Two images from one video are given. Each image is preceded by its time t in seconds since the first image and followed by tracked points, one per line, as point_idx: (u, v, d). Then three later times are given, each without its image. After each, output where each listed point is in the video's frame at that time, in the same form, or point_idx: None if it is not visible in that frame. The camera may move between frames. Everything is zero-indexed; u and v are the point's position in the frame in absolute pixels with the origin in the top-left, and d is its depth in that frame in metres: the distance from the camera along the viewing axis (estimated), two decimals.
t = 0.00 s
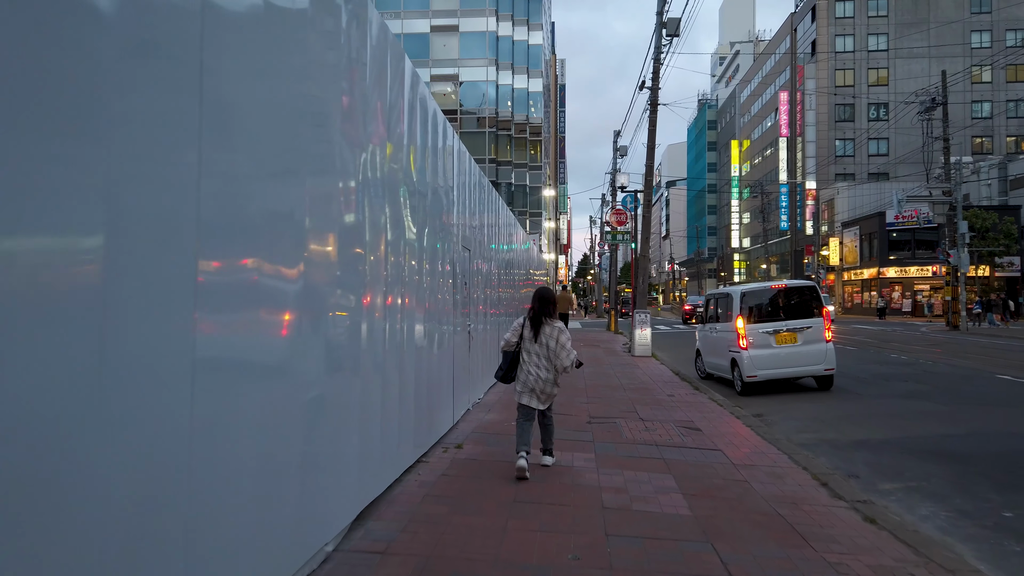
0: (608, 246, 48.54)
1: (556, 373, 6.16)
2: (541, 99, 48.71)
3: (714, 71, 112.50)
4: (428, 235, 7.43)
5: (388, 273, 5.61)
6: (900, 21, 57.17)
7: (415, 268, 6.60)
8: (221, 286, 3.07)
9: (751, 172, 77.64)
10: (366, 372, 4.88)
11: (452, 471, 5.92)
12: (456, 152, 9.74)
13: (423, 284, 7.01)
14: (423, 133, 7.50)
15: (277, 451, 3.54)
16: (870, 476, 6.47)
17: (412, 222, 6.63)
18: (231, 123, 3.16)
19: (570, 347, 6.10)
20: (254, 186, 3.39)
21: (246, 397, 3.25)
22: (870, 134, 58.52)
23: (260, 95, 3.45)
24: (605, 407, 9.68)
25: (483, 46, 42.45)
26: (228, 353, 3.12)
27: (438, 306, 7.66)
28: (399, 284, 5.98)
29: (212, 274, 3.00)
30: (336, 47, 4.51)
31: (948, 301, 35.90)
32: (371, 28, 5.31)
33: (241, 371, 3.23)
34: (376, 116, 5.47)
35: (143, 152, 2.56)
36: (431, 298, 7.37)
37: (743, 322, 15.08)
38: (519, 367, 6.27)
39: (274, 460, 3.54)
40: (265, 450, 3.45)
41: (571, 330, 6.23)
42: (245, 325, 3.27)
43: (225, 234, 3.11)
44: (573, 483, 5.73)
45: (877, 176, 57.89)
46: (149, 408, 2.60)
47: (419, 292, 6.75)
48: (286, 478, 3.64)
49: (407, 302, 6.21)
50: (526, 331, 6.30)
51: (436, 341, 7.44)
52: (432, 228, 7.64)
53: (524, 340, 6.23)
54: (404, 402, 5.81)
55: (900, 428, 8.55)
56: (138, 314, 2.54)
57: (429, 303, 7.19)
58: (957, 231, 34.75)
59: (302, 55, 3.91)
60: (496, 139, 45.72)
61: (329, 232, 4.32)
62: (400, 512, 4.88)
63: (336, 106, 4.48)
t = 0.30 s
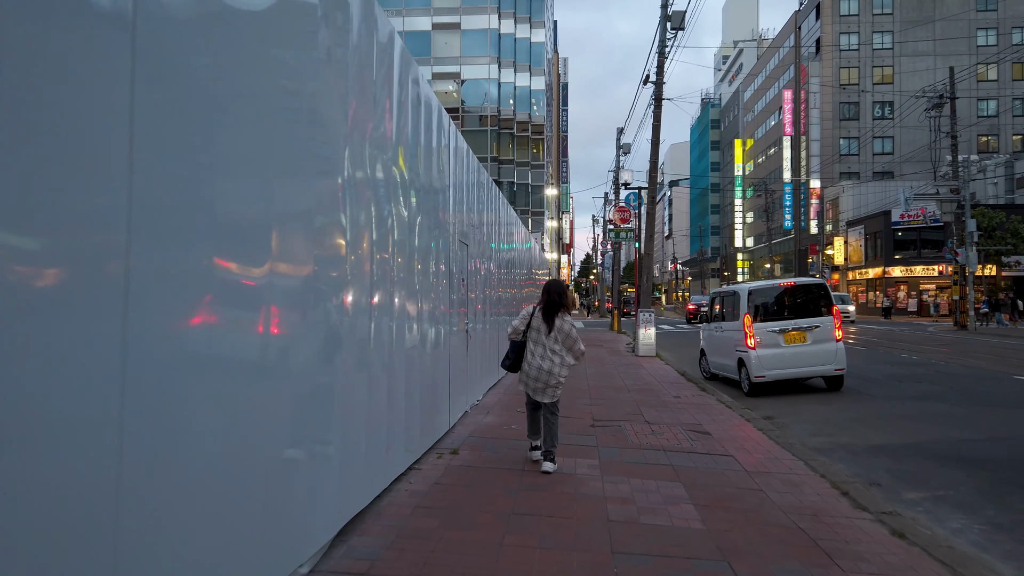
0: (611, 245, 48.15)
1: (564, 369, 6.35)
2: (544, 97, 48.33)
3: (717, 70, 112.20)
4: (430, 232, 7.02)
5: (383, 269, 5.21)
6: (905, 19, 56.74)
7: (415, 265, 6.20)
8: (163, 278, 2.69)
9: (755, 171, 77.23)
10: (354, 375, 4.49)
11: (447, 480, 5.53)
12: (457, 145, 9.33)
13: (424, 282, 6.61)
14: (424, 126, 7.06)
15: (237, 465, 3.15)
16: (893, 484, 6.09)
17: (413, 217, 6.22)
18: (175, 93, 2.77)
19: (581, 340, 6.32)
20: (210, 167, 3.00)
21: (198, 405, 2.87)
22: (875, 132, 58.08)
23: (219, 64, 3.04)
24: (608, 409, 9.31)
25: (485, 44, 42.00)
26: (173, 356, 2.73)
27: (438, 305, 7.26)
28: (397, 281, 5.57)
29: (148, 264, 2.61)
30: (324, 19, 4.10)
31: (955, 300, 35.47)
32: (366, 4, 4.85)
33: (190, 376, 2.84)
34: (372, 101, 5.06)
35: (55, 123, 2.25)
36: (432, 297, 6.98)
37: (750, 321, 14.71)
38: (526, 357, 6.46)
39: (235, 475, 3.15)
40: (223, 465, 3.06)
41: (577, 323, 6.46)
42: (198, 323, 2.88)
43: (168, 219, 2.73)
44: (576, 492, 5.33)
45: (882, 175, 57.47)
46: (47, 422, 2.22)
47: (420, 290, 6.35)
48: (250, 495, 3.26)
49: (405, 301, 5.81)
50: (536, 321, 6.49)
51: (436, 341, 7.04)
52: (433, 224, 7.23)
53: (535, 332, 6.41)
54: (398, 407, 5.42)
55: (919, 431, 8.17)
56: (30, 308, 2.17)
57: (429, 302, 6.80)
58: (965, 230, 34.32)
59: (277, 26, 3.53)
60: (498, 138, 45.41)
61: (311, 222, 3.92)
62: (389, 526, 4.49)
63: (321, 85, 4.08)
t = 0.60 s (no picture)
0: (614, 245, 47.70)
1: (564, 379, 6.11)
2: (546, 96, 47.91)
3: (721, 70, 111.68)
4: (425, 232, 6.59)
5: (369, 271, 4.80)
6: (910, 18, 56.23)
7: (407, 267, 5.78)
8: (87, 287, 2.32)
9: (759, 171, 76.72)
10: (331, 387, 4.10)
11: (439, 497, 5.14)
12: (456, 140, 8.90)
13: (418, 285, 6.19)
14: (418, 119, 6.63)
15: (185, 496, 2.77)
16: (919, 501, 5.69)
17: (405, 215, 5.80)
18: (104, 71, 2.38)
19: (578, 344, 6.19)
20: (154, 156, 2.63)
21: (134, 431, 2.50)
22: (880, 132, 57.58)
23: (161, 38, 2.65)
24: (612, 417, 8.92)
25: (487, 42, 42.19)
26: (99, 377, 2.36)
27: (433, 309, 6.84)
28: (386, 284, 5.17)
29: (65, 273, 2.24)
30: None
31: (964, 301, 34.97)
32: None
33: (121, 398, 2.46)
34: (357, 89, 4.64)
35: None
36: (427, 301, 6.56)
37: (757, 323, 14.29)
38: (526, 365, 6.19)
39: (181, 508, 2.78)
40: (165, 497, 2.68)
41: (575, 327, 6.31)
42: (143, 332, 2.53)
43: (102, 214, 2.38)
44: (580, 511, 4.94)
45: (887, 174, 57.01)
46: None
47: (413, 293, 5.93)
48: (202, 528, 2.89)
49: (396, 305, 5.40)
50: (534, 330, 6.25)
51: (430, 346, 6.62)
52: (428, 222, 6.80)
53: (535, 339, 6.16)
54: (385, 419, 5.03)
55: (939, 441, 7.78)
56: None
57: (424, 307, 6.37)
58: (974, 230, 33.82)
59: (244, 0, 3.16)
60: (500, 137, 44.80)
61: (281, 221, 3.53)
62: (374, 552, 4.12)
63: (293, 69, 3.67)
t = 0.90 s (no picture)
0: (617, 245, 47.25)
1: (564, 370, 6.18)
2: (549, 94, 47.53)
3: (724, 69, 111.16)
4: (414, 226, 6.15)
5: (348, 268, 4.39)
6: (915, 15, 55.70)
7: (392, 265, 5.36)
8: None
9: (763, 170, 76.23)
10: (300, 392, 3.69)
11: (428, 511, 4.74)
12: (452, 131, 8.47)
13: (405, 283, 5.75)
14: (409, 104, 6.18)
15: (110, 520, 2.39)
16: (945, 513, 5.28)
17: (391, 208, 5.38)
18: None
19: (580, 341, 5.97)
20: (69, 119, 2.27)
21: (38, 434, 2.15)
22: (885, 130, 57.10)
23: None
24: (615, 421, 8.52)
25: (488, 40, 41.74)
26: None
27: (423, 308, 6.40)
28: (367, 282, 4.75)
29: None
30: None
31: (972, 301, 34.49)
32: None
33: (10, 421, 2.07)
34: (333, 67, 4.22)
35: None
36: (416, 299, 6.13)
37: (765, 323, 13.88)
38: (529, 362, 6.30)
39: (105, 540, 2.38)
40: (84, 526, 2.31)
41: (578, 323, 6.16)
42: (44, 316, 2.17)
43: None
44: (580, 525, 4.55)
45: (892, 173, 56.54)
46: None
47: (398, 293, 5.49)
48: (136, 551, 2.52)
49: (378, 306, 4.98)
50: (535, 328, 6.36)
51: (421, 346, 6.20)
52: (418, 218, 6.36)
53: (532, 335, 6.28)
54: (367, 427, 4.62)
55: (961, 446, 7.36)
56: None
57: (412, 305, 5.94)
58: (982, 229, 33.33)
59: None
60: (502, 136, 44.35)
61: (240, 203, 3.14)
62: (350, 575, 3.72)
63: (257, 35, 3.29)
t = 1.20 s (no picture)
0: (620, 245, 46.85)
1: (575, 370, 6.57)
2: (552, 94, 47.15)
3: (727, 68, 110.71)
4: (407, 226, 5.76)
5: (331, 269, 4.01)
6: (921, 14, 55.22)
7: (382, 267, 4.98)
8: None
9: (766, 170, 75.82)
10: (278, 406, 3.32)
11: (422, 535, 4.35)
12: (451, 127, 8.07)
13: (397, 286, 5.36)
14: (402, 93, 5.77)
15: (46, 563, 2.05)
16: (985, 534, 4.89)
17: (380, 207, 5.00)
18: None
19: (593, 343, 6.45)
20: None
21: None
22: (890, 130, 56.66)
23: None
24: (622, 428, 8.15)
25: (491, 39, 41.29)
26: None
27: (419, 312, 6.01)
28: (354, 286, 4.37)
29: None
30: None
31: (981, 302, 34.08)
32: None
33: None
34: (316, 51, 3.84)
35: None
36: (410, 303, 5.75)
37: (775, 325, 13.49)
38: (538, 360, 6.56)
39: None
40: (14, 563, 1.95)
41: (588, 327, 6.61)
42: None
43: None
44: (590, 551, 4.16)
45: (897, 173, 56.12)
46: None
47: (388, 297, 5.11)
48: None
49: (366, 311, 4.59)
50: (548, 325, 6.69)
51: (416, 353, 5.81)
52: (412, 217, 5.96)
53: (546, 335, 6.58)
54: (355, 443, 4.24)
55: (990, 458, 6.97)
56: None
57: (406, 310, 5.55)
58: (991, 229, 32.90)
59: None
60: (504, 135, 44.11)
61: (213, 191, 2.80)
62: None
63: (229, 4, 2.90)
